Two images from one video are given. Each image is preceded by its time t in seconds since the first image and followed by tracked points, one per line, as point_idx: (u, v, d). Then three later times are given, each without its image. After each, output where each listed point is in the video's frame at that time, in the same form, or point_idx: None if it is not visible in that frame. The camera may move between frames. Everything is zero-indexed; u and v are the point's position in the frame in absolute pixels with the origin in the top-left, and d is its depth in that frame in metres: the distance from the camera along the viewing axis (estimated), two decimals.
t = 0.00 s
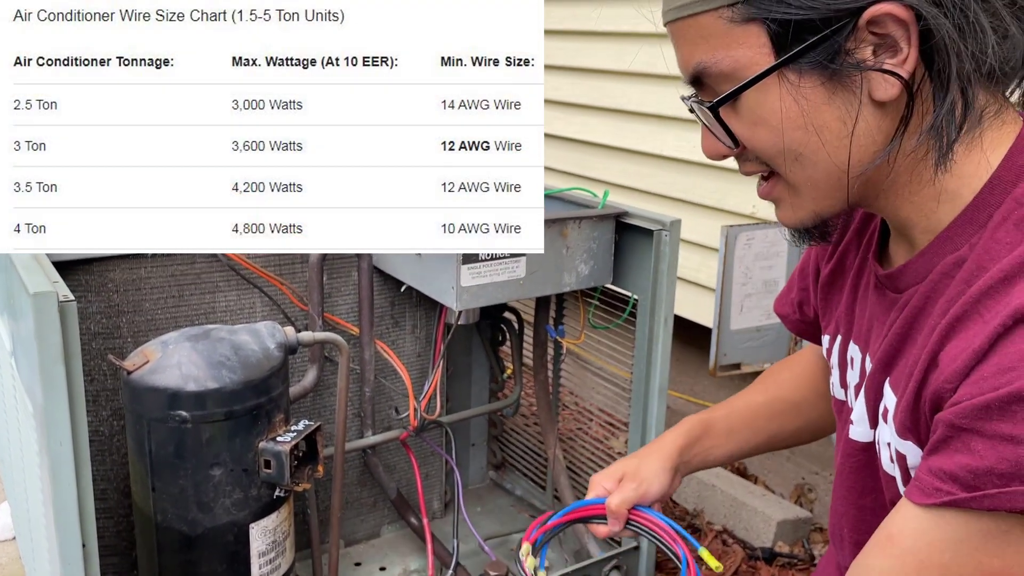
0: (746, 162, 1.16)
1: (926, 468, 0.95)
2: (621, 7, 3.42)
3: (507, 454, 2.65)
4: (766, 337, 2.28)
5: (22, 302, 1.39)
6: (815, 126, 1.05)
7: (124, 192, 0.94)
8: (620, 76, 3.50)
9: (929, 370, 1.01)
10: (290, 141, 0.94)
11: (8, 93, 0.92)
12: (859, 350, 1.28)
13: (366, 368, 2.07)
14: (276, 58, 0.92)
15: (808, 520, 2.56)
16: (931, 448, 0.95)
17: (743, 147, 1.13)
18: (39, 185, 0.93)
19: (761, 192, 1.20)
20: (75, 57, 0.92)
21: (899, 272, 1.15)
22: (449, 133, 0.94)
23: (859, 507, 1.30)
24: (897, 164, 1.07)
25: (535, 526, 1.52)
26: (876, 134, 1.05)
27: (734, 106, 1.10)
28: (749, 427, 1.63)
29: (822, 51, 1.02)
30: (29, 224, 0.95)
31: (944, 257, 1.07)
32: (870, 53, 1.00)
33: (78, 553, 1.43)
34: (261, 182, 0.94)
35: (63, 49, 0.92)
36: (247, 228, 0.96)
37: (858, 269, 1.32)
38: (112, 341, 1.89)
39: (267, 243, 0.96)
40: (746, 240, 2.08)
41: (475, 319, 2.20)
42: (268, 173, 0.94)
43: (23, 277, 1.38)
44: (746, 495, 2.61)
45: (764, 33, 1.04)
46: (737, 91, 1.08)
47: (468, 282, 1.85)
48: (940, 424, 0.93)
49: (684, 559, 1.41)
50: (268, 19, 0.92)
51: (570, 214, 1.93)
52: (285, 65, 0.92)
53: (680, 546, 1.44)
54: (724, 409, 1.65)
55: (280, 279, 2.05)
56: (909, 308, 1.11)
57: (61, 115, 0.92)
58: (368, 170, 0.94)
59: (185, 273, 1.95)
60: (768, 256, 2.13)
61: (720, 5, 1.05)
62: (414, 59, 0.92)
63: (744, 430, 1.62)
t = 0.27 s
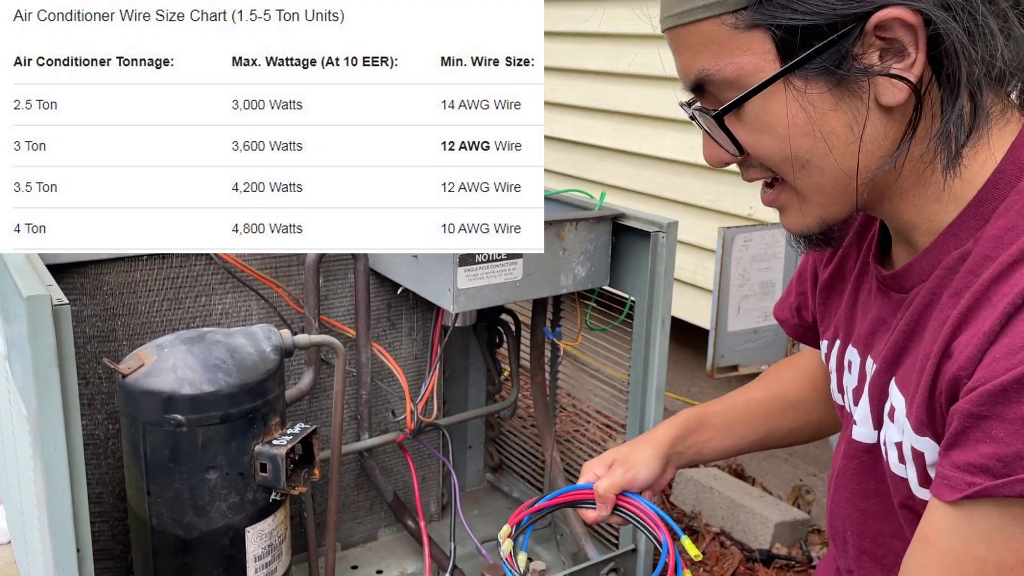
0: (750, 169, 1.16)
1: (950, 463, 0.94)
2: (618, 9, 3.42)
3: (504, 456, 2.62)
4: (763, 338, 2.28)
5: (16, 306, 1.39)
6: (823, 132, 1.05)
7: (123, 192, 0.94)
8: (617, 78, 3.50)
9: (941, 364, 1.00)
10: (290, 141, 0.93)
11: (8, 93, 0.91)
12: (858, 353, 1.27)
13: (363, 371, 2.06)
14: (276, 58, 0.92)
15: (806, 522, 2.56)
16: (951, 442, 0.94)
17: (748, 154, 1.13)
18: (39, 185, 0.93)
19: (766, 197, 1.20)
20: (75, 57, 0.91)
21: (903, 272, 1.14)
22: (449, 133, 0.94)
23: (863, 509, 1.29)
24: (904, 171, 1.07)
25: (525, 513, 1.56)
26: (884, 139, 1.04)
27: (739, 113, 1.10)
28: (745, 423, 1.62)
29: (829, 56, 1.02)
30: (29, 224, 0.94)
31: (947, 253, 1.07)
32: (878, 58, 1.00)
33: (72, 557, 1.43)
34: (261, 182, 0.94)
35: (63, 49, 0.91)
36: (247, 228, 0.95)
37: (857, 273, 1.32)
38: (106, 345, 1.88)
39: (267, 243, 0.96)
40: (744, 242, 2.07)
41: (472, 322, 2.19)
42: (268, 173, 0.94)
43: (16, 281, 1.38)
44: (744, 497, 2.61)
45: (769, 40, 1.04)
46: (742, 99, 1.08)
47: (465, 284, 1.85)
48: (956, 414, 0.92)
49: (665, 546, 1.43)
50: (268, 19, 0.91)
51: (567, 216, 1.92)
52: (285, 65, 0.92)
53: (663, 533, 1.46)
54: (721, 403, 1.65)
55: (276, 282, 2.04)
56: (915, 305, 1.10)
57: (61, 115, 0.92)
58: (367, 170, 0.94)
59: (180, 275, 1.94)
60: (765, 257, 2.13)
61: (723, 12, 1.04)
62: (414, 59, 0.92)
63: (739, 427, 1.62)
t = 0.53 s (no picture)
0: (742, 181, 1.15)
1: (930, 460, 0.91)
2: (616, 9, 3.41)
3: (502, 458, 2.62)
4: (760, 340, 2.28)
5: (10, 310, 1.38)
6: (816, 144, 1.04)
7: (125, 192, 0.91)
8: (615, 79, 3.49)
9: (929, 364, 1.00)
10: (290, 141, 0.91)
11: (8, 93, 0.89)
12: (852, 357, 1.27)
13: (359, 374, 2.06)
14: (276, 58, 0.89)
15: (803, 523, 2.56)
16: (931, 440, 0.92)
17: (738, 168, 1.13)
18: (39, 185, 0.91)
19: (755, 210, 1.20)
20: (75, 57, 0.89)
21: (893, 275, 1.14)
22: (449, 133, 0.92)
23: (857, 512, 1.29)
24: (897, 180, 1.07)
25: (535, 538, 1.52)
26: (877, 150, 1.04)
27: (731, 127, 1.09)
28: (752, 430, 1.62)
29: (822, 67, 1.01)
30: (29, 224, 0.92)
31: (935, 257, 1.07)
32: (872, 69, 1.00)
33: (67, 563, 1.42)
34: (260, 182, 0.92)
35: (63, 49, 0.89)
36: (247, 228, 0.93)
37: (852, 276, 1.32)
38: (102, 348, 1.88)
39: (267, 244, 0.93)
40: (740, 243, 2.07)
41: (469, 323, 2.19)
42: (268, 173, 0.91)
43: (11, 286, 1.37)
44: (741, 499, 2.61)
45: (761, 52, 1.03)
46: (734, 112, 1.07)
47: (461, 286, 1.84)
48: (938, 412, 0.91)
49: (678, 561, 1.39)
50: (268, 19, 0.89)
51: (564, 218, 1.92)
52: (285, 66, 0.90)
53: (675, 547, 1.42)
54: (726, 411, 1.66)
55: (271, 284, 2.04)
56: (906, 308, 1.10)
57: (61, 115, 0.90)
58: (369, 170, 0.91)
59: (176, 278, 1.93)
60: (762, 259, 2.13)
61: (713, 25, 1.04)
62: (414, 59, 0.90)
63: (745, 433, 1.62)
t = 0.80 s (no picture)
0: (750, 172, 1.14)
1: (937, 447, 0.92)
2: (613, 8, 3.42)
3: (501, 458, 2.62)
4: (759, 338, 2.27)
5: (7, 311, 1.38)
6: (834, 128, 1.05)
7: (126, 191, 0.91)
8: (613, 78, 3.49)
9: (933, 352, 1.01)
10: (290, 141, 0.90)
11: (8, 93, 0.89)
12: (853, 353, 1.27)
13: (358, 373, 2.06)
14: (276, 58, 0.89)
15: (802, 522, 2.56)
16: (938, 427, 0.93)
17: (746, 160, 1.11)
18: (39, 185, 0.90)
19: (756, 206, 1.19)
20: (75, 57, 0.89)
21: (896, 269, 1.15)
22: (449, 133, 0.91)
23: (860, 507, 1.28)
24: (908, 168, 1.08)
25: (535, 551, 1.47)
26: (893, 134, 1.06)
27: (746, 113, 1.08)
28: (748, 438, 1.63)
29: (841, 50, 1.02)
30: (29, 224, 0.92)
31: (939, 248, 1.08)
32: (889, 52, 1.02)
33: (65, 564, 1.42)
34: (261, 182, 0.91)
35: (63, 49, 0.89)
36: (247, 228, 0.93)
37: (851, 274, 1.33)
38: (100, 348, 1.87)
39: (267, 244, 0.93)
40: (739, 241, 2.07)
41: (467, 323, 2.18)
42: (268, 173, 0.91)
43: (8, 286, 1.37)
44: (740, 497, 2.61)
45: (779, 35, 1.03)
46: (751, 97, 1.06)
47: (460, 285, 1.84)
48: (944, 398, 0.92)
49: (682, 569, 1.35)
50: (268, 19, 0.89)
51: (562, 217, 1.92)
52: (285, 66, 0.89)
53: (679, 559, 1.36)
54: (720, 419, 1.66)
55: (269, 284, 2.03)
56: (909, 301, 1.11)
57: (61, 115, 0.89)
58: (368, 170, 0.91)
59: (174, 279, 1.93)
60: (761, 257, 2.13)
61: (729, 8, 1.03)
62: (414, 59, 0.89)
63: (742, 439, 1.63)
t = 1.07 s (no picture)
0: (748, 150, 1.14)
1: (949, 436, 0.96)
2: (610, 7, 3.42)
3: (499, 457, 2.62)
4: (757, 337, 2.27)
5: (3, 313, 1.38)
6: (835, 104, 1.06)
7: (126, 191, 0.91)
8: (609, 77, 3.49)
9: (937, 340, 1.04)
10: (290, 141, 0.91)
11: (8, 93, 0.89)
12: (848, 349, 1.30)
13: (355, 374, 2.06)
14: (276, 58, 0.89)
15: (800, 520, 2.56)
16: (949, 416, 0.96)
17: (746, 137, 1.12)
18: (39, 185, 0.91)
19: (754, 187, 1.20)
20: (75, 57, 0.89)
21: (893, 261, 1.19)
22: (449, 133, 0.91)
23: (859, 501, 1.30)
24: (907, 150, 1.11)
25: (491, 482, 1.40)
26: (892, 115, 1.08)
27: (747, 86, 1.09)
28: (706, 440, 1.63)
29: (843, 25, 1.04)
30: (29, 224, 0.91)
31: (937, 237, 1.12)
32: (887, 29, 1.05)
33: (63, 566, 1.42)
34: (261, 183, 0.91)
35: (63, 49, 0.89)
36: (246, 228, 0.93)
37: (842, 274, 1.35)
38: (97, 350, 1.87)
39: (267, 243, 0.93)
40: (735, 241, 2.07)
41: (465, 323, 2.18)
42: (268, 173, 0.91)
43: (4, 289, 1.37)
44: (738, 496, 2.61)
45: (782, 10, 1.05)
46: (751, 70, 1.07)
47: (456, 285, 1.84)
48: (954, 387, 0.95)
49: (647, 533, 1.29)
50: (267, 19, 0.89)
51: (558, 217, 1.92)
52: (285, 66, 0.89)
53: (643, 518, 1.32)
54: (689, 417, 1.66)
55: (266, 284, 2.03)
56: (907, 291, 1.15)
57: (61, 115, 0.89)
58: (369, 170, 0.91)
59: (171, 280, 1.93)
60: (757, 256, 2.14)
61: None
62: (414, 59, 0.89)
63: (710, 438, 1.62)
